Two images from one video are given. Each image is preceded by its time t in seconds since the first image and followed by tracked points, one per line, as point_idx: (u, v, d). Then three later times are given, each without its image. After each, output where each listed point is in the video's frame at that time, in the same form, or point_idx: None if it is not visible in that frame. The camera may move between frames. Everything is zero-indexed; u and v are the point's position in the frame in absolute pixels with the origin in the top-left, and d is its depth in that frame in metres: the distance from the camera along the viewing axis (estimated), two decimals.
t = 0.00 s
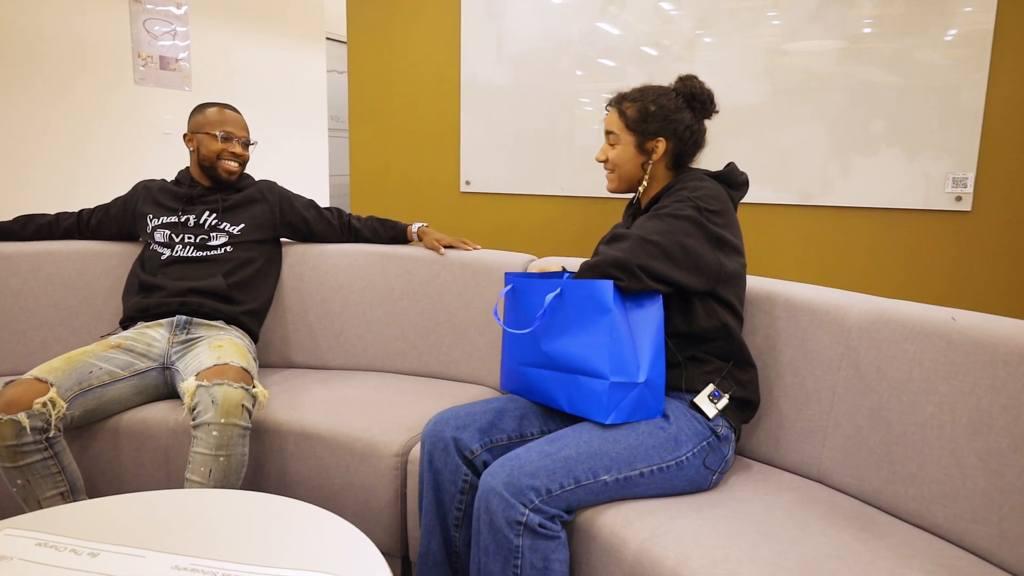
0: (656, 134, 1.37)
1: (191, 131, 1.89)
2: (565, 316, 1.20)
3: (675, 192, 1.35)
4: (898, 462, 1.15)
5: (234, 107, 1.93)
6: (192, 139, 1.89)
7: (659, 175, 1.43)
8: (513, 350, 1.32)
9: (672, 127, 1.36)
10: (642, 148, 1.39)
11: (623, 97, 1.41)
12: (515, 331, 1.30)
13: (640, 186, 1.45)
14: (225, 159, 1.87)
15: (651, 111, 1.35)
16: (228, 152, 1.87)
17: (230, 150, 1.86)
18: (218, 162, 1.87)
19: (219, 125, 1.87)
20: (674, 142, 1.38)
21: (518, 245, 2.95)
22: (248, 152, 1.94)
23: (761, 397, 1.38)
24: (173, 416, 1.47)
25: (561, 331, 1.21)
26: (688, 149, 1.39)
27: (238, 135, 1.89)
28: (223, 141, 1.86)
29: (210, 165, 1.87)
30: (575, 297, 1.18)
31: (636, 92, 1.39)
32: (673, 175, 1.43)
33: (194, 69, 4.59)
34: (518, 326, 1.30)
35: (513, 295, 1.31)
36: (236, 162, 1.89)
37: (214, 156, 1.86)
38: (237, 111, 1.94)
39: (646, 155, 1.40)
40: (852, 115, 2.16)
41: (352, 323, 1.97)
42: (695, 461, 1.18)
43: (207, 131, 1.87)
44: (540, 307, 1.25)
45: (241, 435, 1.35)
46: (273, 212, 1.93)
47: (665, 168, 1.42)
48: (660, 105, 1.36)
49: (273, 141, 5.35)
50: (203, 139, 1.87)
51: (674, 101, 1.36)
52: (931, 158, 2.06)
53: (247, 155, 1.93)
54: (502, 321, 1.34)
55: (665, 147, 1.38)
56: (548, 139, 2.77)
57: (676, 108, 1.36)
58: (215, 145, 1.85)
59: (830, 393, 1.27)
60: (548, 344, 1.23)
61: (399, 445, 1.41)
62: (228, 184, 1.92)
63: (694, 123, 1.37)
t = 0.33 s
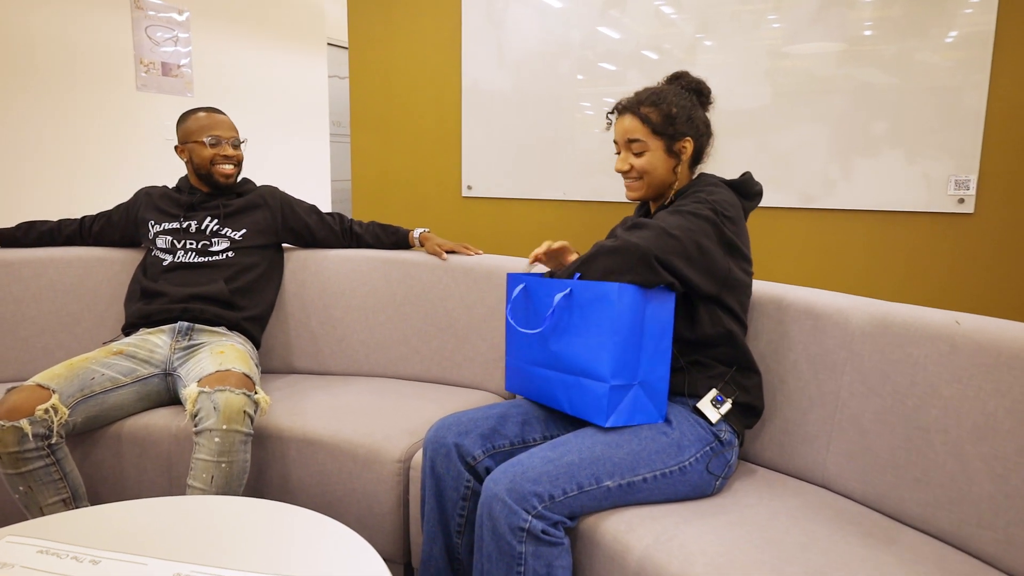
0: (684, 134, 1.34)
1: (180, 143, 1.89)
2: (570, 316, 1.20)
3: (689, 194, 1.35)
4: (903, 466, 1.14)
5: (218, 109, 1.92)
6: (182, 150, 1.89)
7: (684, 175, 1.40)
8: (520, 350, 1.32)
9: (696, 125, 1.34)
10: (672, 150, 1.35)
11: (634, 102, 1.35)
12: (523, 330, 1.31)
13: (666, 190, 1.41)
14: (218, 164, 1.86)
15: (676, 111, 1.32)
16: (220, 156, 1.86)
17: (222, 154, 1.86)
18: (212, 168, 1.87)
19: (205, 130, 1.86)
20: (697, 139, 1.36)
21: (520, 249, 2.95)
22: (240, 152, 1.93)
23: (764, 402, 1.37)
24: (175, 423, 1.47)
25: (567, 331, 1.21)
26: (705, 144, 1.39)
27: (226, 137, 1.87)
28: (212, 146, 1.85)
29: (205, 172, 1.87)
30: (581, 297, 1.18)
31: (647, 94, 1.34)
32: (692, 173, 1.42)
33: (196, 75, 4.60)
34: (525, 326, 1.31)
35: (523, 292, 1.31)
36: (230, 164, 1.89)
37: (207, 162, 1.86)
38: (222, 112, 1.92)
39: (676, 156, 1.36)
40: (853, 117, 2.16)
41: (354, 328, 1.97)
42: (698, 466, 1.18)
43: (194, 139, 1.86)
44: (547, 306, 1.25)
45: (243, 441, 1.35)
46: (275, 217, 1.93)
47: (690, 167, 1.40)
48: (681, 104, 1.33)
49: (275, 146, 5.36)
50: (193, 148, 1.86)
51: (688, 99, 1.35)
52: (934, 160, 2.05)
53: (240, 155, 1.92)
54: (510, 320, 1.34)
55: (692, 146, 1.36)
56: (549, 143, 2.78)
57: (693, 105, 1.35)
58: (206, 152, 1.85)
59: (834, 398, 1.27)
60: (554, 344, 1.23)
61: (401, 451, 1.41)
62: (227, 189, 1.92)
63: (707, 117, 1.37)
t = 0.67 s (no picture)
0: (691, 141, 1.31)
1: (186, 157, 1.91)
2: (573, 326, 1.20)
3: (709, 204, 1.31)
4: (916, 472, 1.12)
5: (221, 121, 1.92)
6: (188, 164, 1.92)
7: (695, 180, 1.38)
8: (528, 357, 1.33)
9: (703, 130, 1.32)
10: (680, 158, 1.33)
11: (638, 111, 1.33)
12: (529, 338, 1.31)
13: (677, 198, 1.39)
14: (222, 179, 1.88)
15: (681, 118, 1.29)
16: (223, 171, 1.88)
17: (225, 170, 1.87)
18: (217, 183, 1.89)
19: (207, 146, 1.87)
20: (706, 143, 1.34)
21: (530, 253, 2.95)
22: (243, 164, 1.94)
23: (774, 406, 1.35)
24: (185, 432, 1.48)
25: (571, 341, 1.21)
26: (715, 147, 1.36)
27: (228, 151, 1.88)
28: (215, 162, 1.87)
29: (210, 187, 1.90)
30: (584, 306, 1.18)
31: (650, 102, 1.32)
32: (703, 177, 1.40)
33: (211, 86, 4.66)
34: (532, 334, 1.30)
35: (532, 302, 1.29)
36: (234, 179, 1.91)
37: (211, 178, 1.88)
38: (224, 123, 1.92)
39: (684, 164, 1.34)
40: (867, 115, 2.13)
41: (363, 336, 1.98)
42: (705, 473, 1.16)
43: (198, 155, 1.88)
44: (552, 313, 1.25)
45: (250, 450, 1.35)
46: (284, 225, 1.95)
47: (699, 172, 1.38)
48: (687, 110, 1.30)
49: (290, 155, 5.41)
50: (197, 164, 1.89)
51: (694, 102, 1.32)
52: (951, 157, 2.01)
53: (243, 167, 1.93)
54: (519, 327, 1.34)
55: (700, 151, 1.34)
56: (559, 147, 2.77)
57: (699, 109, 1.32)
58: (209, 168, 1.87)
59: (845, 402, 1.24)
60: (559, 353, 1.23)
61: (407, 458, 1.41)
62: (234, 202, 1.94)
63: (715, 118, 1.34)
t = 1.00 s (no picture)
0: (684, 149, 1.28)
1: (203, 167, 1.95)
2: (576, 333, 1.18)
3: (728, 225, 1.26)
4: (928, 494, 1.07)
5: (238, 132, 1.97)
6: (204, 174, 1.96)
7: (697, 189, 1.34)
8: (530, 368, 1.30)
9: (697, 137, 1.28)
10: (674, 166, 1.30)
11: (636, 121, 1.34)
12: (539, 348, 1.27)
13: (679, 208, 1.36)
14: (236, 188, 1.92)
15: (672, 125, 1.28)
16: (237, 180, 1.92)
17: (239, 179, 1.91)
18: (231, 192, 1.93)
19: (223, 155, 1.91)
20: (705, 151, 1.30)
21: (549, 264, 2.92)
22: (258, 174, 1.97)
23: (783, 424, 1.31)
24: (193, 439, 1.50)
25: (573, 349, 1.19)
26: (718, 155, 1.31)
27: (243, 160, 1.92)
28: (230, 170, 1.91)
29: (225, 196, 1.94)
30: (590, 314, 1.15)
31: (647, 113, 1.32)
32: (710, 187, 1.34)
33: (242, 98, 4.63)
34: (536, 342, 1.28)
35: (541, 311, 1.27)
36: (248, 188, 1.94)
37: (226, 187, 1.92)
38: (240, 134, 1.97)
39: (679, 172, 1.31)
40: (895, 124, 2.07)
41: (374, 346, 1.98)
42: (707, 491, 1.13)
43: (213, 164, 1.92)
44: (561, 322, 1.21)
45: (253, 458, 1.36)
46: (297, 234, 1.97)
47: (702, 180, 1.33)
48: (679, 118, 1.28)
49: (321, 166, 5.47)
50: (213, 173, 1.93)
51: (691, 110, 1.29)
52: (983, 166, 1.94)
53: (258, 177, 1.97)
54: (525, 338, 1.31)
55: (697, 159, 1.30)
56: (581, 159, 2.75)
57: (696, 117, 1.28)
58: (224, 177, 1.91)
59: (857, 419, 1.20)
60: (559, 359, 1.21)
61: (410, 470, 1.40)
62: (248, 211, 1.97)
63: (718, 126, 1.29)
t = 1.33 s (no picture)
0: (695, 149, 1.26)
1: (212, 179, 1.98)
2: (568, 349, 1.16)
3: (733, 241, 1.21)
4: (932, 520, 1.03)
5: (246, 144, 2.00)
6: (213, 185, 1.98)
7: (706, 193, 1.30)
8: (525, 382, 1.28)
9: (709, 140, 1.26)
10: (684, 166, 1.27)
11: (647, 130, 1.33)
12: (528, 361, 1.27)
13: (688, 213, 1.31)
14: (244, 198, 1.94)
15: (684, 127, 1.27)
16: (245, 190, 1.94)
17: (247, 189, 1.93)
18: (239, 203, 1.95)
19: (230, 166, 1.94)
20: (715, 155, 1.27)
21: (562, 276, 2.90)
22: (266, 184, 1.99)
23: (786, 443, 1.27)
24: (192, 448, 1.51)
25: (567, 364, 1.17)
26: (729, 162, 1.28)
27: (250, 171, 1.95)
28: (238, 180, 1.93)
29: (233, 207, 1.95)
30: (580, 327, 1.14)
31: (657, 121, 1.32)
32: (719, 195, 1.31)
33: (266, 111, 4.55)
34: (531, 356, 1.27)
35: (531, 322, 1.27)
36: (256, 199, 1.96)
37: (234, 198, 1.94)
38: (249, 146, 1.99)
39: (689, 172, 1.27)
40: (916, 136, 2.01)
41: (379, 357, 1.98)
42: (702, 512, 1.09)
43: (222, 175, 1.95)
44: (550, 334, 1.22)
45: (247, 469, 1.36)
46: (303, 245, 1.98)
47: (710, 186, 1.29)
48: (691, 122, 1.28)
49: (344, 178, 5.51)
50: (222, 184, 1.95)
51: (703, 118, 1.29)
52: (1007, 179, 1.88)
53: (265, 187, 1.99)
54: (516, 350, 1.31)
55: (708, 162, 1.27)
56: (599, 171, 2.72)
57: (708, 123, 1.28)
58: (232, 187, 1.93)
59: (861, 439, 1.16)
60: (552, 376, 1.20)
61: (405, 483, 1.39)
62: (255, 221, 1.99)
63: (729, 136, 1.28)
